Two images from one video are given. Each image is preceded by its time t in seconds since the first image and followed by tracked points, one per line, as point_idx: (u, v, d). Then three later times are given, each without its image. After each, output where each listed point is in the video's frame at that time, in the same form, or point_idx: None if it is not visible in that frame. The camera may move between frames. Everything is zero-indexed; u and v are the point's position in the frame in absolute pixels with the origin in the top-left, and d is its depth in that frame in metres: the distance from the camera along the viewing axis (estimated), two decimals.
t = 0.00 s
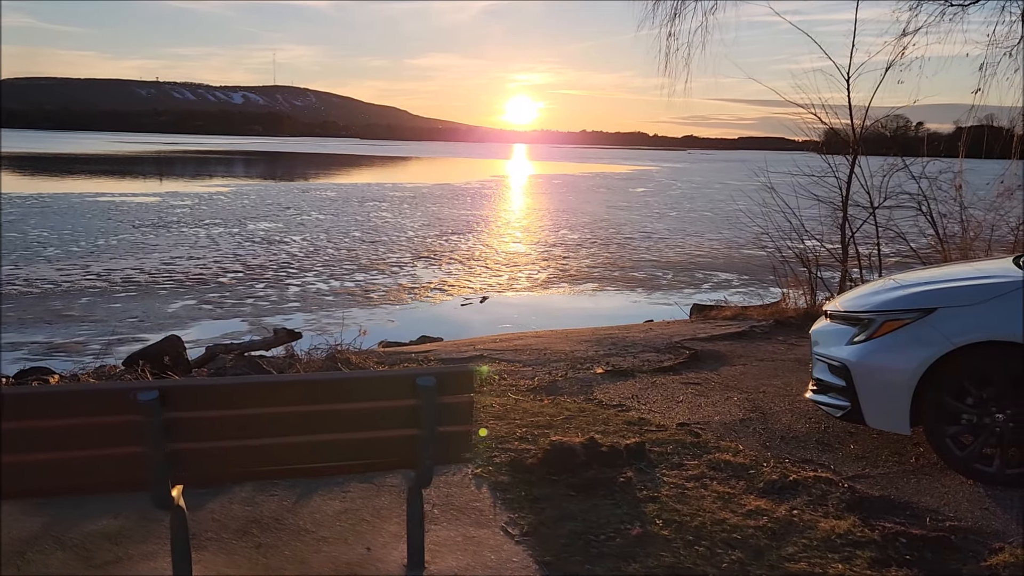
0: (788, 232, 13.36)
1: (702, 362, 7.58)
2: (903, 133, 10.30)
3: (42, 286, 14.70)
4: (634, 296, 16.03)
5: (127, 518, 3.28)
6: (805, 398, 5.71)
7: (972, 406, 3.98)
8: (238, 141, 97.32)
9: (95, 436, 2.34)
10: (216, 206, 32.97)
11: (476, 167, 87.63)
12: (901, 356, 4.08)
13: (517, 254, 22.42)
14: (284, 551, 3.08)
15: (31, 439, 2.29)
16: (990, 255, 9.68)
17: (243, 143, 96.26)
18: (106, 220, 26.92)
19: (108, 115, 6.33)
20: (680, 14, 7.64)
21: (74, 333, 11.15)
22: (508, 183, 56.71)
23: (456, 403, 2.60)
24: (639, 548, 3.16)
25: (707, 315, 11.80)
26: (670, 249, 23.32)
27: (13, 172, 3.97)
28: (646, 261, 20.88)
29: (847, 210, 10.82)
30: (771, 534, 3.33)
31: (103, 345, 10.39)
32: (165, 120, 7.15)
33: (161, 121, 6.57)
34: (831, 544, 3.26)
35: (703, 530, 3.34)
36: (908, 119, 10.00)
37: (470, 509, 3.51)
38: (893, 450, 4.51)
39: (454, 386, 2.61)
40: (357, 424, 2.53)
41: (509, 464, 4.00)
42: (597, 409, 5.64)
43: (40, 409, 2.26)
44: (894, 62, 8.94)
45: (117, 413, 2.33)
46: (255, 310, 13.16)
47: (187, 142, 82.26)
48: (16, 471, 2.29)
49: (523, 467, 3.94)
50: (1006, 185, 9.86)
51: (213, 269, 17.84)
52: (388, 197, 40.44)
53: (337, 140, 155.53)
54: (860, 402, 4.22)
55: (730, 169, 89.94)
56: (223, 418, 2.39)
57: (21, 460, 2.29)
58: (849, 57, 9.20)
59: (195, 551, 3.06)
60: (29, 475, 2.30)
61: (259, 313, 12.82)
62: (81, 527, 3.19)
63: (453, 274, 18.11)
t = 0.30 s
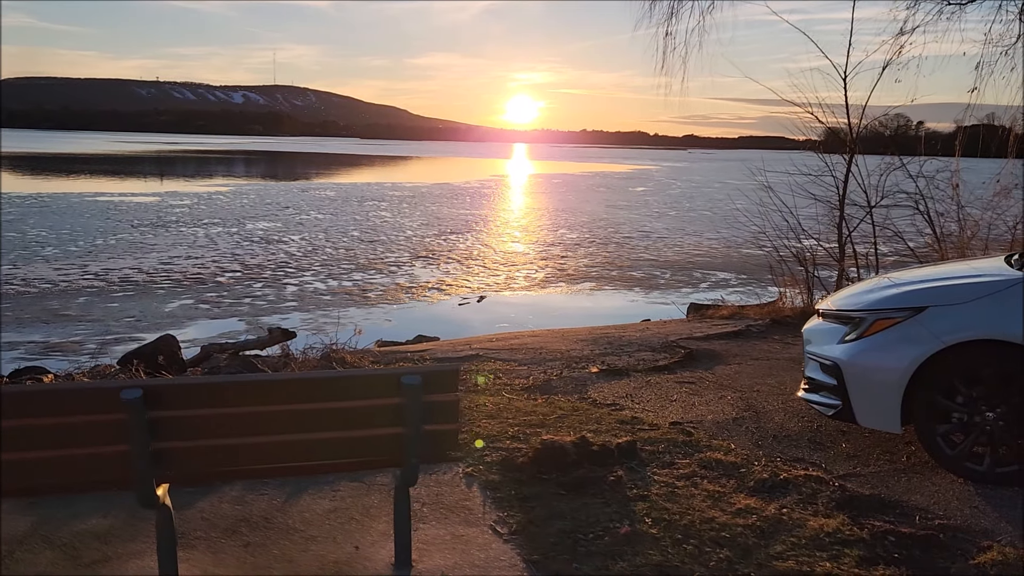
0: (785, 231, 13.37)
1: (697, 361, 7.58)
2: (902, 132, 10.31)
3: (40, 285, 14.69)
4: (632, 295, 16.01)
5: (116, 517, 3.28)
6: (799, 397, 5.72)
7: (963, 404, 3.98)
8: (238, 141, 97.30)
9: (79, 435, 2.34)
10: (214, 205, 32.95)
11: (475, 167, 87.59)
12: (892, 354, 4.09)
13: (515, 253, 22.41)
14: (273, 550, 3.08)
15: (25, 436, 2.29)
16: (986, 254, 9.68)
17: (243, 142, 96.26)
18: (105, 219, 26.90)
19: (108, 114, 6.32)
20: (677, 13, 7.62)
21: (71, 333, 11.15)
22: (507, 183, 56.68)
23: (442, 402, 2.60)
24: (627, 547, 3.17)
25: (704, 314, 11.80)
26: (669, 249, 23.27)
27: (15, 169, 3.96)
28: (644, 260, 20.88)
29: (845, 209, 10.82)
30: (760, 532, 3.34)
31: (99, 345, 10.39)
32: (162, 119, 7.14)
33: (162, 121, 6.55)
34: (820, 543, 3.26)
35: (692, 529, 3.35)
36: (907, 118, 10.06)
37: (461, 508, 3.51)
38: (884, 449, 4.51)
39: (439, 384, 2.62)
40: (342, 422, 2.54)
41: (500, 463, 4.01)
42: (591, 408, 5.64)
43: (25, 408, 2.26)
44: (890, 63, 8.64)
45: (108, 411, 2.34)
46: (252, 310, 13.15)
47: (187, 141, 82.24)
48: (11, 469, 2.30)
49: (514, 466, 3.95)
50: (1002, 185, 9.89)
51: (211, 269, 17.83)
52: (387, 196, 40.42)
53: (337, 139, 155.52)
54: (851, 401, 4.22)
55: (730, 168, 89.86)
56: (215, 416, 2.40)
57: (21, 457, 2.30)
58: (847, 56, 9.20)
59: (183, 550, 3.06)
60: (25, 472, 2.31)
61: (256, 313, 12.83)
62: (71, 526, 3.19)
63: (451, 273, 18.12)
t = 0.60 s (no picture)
0: (781, 230, 13.38)
1: (690, 360, 7.59)
2: (902, 131, 10.30)
3: (35, 285, 14.68)
4: (629, 294, 16.01)
5: (100, 516, 3.27)
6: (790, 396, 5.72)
7: (951, 403, 3.98)
8: (236, 140, 97.29)
9: (59, 434, 2.34)
10: (212, 205, 32.95)
11: (474, 166, 87.61)
12: (880, 352, 4.09)
13: (513, 252, 22.44)
14: (257, 549, 3.08)
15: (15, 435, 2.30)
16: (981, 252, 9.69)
17: (241, 142, 96.18)
18: (102, 219, 26.88)
19: (106, 114, 6.33)
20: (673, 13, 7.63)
21: (65, 332, 11.14)
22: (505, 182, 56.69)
23: (423, 399, 2.61)
24: (612, 546, 3.16)
25: (699, 313, 11.80)
26: (666, 248, 23.28)
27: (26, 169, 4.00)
28: (641, 259, 20.91)
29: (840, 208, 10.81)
30: (745, 531, 3.34)
31: (94, 344, 10.38)
32: (158, 119, 7.14)
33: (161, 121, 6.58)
34: (806, 541, 3.26)
35: (678, 527, 3.34)
36: (906, 117, 10.06)
37: (447, 507, 3.51)
38: (873, 447, 4.51)
39: (421, 383, 2.61)
40: (323, 421, 2.53)
41: (488, 462, 4.01)
42: (582, 406, 5.65)
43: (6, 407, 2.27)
44: (886, 61, 8.61)
45: (96, 410, 2.34)
46: (248, 309, 13.15)
47: (185, 141, 82.16)
48: (10, 466, 2.32)
49: (502, 465, 3.95)
50: (997, 183, 9.81)
51: (207, 268, 17.84)
52: (385, 196, 40.44)
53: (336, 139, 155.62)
54: (841, 400, 4.23)
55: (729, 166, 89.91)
56: (200, 415, 2.40)
57: (20, 455, 2.32)
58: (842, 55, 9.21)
59: (167, 549, 3.06)
60: (23, 470, 2.33)
61: (252, 312, 12.85)
62: (55, 525, 3.18)
63: (447, 273, 18.13)
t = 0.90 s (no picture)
0: (777, 229, 13.36)
1: (685, 359, 7.58)
2: (902, 130, 10.29)
3: (32, 285, 14.67)
4: (625, 294, 16.01)
5: (86, 516, 3.26)
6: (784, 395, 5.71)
7: (942, 402, 3.96)
8: (235, 140, 97.26)
9: (38, 433, 2.33)
10: (210, 204, 32.95)
11: (472, 165, 87.63)
12: (871, 351, 4.08)
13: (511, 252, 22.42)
14: (243, 549, 3.06)
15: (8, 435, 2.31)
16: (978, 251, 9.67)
17: (240, 141, 96.10)
18: (100, 218, 26.86)
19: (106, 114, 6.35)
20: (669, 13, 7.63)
21: (61, 332, 11.13)
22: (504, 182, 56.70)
23: (408, 398, 2.59)
24: (600, 545, 3.15)
25: (696, 312, 11.79)
26: (664, 247, 23.27)
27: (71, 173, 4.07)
28: (639, 259, 20.90)
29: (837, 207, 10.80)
30: (734, 530, 3.33)
31: (89, 344, 10.37)
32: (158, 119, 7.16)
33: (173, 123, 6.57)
34: (795, 541, 3.25)
35: (667, 527, 3.33)
36: (905, 116, 10.03)
37: (436, 506, 3.49)
38: (866, 446, 4.50)
39: (405, 383, 2.60)
40: (308, 421, 2.52)
41: (477, 462, 3.99)
42: (575, 406, 5.64)
43: None
44: (882, 58, 8.48)
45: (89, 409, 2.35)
46: (244, 309, 13.13)
47: (183, 140, 82.07)
48: (10, 465, 2.33)
49: (492, 464, 3.94)
50: (994, 182, 9.62)
51: (204, 268, 17.82)
52: (384, 195, 40.44)
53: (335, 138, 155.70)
54: (832, 399, 4.22)
55: (728, 165, 89.91)
56: (191, 414, 2.40)
57: (20, 453, 2.33)
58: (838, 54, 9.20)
59: (152, 549, 3.04)
60: (25, 469, 2.35)
61: (248, 312, 12.83)
62: (40, 526, 3.17)
63: (445, 272, 18.11)
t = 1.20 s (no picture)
0: (773, 227, 13.34)
1: (677, 358, 7.56)
2: (901, 130, 10.28)
3: (27, 284, 14.63)
4: (621, 293, 15.99)
5: (68, 517, 3.23)
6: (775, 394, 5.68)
7: (930, 401, 3.94)
8: (234, 139, 97.31)
9: (15, 432, 2.32)
10: (208, 204, 32.92)
11: (471, 164, 87.60)
12: (859, 350, 4.06)
13: (508, 251, 22.40)
14: (223, 550, 3.04)
15: (2, 432, 2.31)
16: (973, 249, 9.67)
17: (237, 140, 95.99)
18: (96, 218, 26.83)
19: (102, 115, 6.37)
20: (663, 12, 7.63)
21: (55, 331, 11.11)
22: (502, 181, 56.69)
23: (385, 398, 2.57)
24: (583, 546, 3.13)
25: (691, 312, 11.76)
26: (660, 246, 23.26)
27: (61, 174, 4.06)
28: (636, 258, 20.88)
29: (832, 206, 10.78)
30: (719, 530, 3.31)
31: (82, 344, 10.35)
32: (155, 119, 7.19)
33: (167, 123, 6.56)
34: (780, 541, 3.23)
35: (652, 527, 3.31)
36: (904, 116, 10.01)
37: (421, 506, 3.47)
38: (855, 446, 4.48)
39: (383, 383, 2.57)
40: (286, 421, 2.51)
41: (463, 462, 3.98)
42: (565, 405, 5.61)
43: None
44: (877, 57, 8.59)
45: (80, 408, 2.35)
46: (239, 308, 13.11)
47: (180, 139, 81.93)
48: (11, 464, 2.34)
49: (477, 464, 3.92)
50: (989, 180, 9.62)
51: (200, 267, 17.80)
52: (381, 194, 40.42)
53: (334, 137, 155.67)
54: (820, 398, 4.20)
55: (727, 163, 89.89)
56: (181, 412, 2.40)
57: (21, 452, 2.34)
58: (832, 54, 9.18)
59: (132, 550, 3.02)
60: (24, 468, 2.36)
61: (242, 311, 12.81)
62: (20, 527, 3.14)
63: (441, 271, 18.09)
